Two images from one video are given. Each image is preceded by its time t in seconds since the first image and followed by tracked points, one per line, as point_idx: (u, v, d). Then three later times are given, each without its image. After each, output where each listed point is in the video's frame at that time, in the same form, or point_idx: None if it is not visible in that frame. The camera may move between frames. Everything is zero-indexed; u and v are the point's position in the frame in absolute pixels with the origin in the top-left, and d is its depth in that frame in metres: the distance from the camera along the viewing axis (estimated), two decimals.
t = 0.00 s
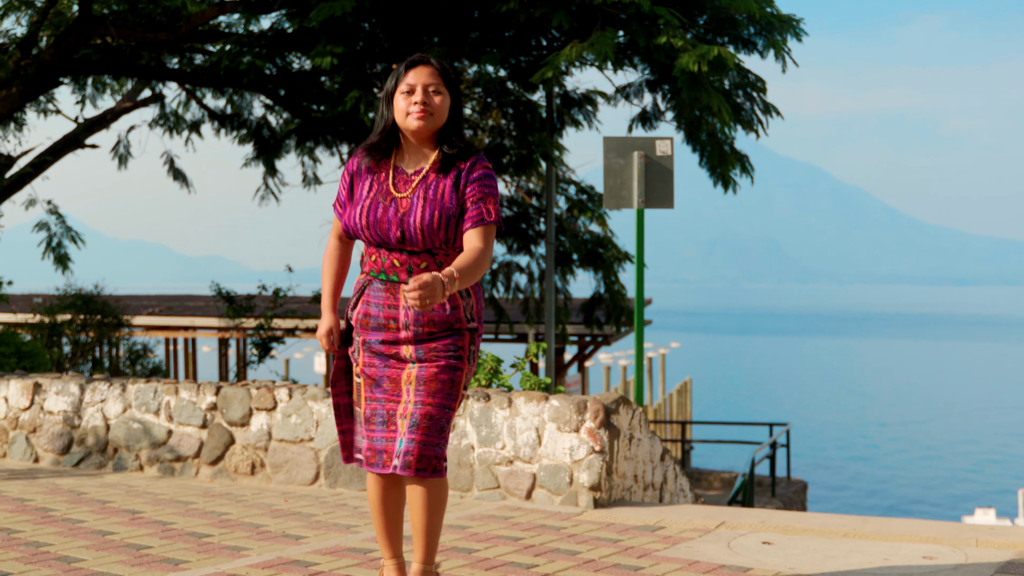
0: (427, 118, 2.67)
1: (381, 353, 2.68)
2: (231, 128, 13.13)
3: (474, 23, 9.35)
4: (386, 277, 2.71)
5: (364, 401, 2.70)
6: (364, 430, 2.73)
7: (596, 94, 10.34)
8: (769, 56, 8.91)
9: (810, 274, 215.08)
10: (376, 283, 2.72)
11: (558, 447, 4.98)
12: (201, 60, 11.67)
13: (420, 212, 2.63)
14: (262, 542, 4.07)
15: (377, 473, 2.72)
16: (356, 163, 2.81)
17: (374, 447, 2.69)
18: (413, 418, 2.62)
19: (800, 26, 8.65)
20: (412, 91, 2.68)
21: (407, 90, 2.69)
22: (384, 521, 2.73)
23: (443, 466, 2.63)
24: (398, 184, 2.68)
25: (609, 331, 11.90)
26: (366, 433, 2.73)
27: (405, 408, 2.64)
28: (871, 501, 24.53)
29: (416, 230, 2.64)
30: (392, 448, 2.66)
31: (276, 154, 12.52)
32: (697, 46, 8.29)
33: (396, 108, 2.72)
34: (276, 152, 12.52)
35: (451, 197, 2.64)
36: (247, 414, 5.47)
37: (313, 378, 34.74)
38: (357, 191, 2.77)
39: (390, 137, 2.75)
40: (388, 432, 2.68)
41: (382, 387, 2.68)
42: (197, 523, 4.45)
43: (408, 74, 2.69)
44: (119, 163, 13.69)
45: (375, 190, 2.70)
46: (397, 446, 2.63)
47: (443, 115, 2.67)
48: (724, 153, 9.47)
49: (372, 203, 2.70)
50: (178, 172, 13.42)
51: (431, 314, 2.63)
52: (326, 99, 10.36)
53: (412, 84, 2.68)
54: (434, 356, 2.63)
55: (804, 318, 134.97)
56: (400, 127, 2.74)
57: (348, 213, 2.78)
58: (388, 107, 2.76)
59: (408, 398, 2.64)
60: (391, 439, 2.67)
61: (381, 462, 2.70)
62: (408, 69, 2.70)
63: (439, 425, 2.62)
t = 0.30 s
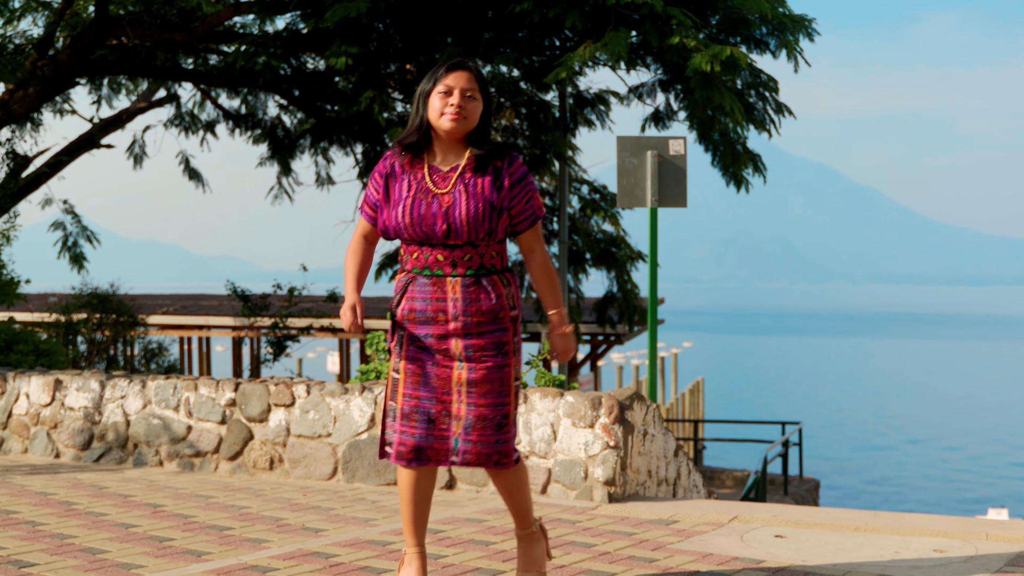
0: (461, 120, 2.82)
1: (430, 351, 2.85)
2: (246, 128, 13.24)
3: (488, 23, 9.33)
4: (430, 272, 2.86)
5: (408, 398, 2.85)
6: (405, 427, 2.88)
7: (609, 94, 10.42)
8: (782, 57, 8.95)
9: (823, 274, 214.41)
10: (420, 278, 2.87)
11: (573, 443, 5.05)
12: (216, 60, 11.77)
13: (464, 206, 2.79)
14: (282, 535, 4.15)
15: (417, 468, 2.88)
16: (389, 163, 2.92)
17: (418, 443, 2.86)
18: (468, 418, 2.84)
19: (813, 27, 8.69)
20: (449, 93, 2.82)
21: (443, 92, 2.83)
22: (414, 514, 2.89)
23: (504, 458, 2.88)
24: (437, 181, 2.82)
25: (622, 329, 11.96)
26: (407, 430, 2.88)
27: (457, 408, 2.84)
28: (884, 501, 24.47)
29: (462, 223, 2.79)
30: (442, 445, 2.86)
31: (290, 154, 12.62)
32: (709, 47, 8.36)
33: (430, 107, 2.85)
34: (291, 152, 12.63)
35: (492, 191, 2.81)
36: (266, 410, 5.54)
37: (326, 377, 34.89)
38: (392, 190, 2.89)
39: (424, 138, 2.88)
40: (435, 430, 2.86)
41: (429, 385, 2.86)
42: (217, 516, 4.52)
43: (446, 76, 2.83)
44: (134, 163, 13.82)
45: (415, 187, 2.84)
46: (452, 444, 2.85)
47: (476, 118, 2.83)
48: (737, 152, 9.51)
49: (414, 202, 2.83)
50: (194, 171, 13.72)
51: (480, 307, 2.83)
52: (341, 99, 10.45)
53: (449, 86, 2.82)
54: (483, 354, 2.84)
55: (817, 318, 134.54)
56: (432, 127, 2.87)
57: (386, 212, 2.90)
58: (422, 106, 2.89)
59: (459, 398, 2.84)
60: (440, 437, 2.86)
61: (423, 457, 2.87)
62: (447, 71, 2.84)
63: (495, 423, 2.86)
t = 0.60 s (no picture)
0: (521, 142, 3.03)
1: (513, 348, 2.98)
2: (264, 129, 13.36)
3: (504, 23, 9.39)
4: (510, 289, 3.01)
5: (495, 392, 2.95)
6: (494, 420, 2.97)
7: (625, 93, 10.41)
8: (798, 57, 9.00)
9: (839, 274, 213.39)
10: (501, 296, 3.01)
11: (590, 439, 5.17)
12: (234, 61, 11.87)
13: (544, 223, 3.01)
14: (305, 529, 4.24)
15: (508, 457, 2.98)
16: (451, 188, 3.02)
17: (510, 432, 2.95)
18: (546, 404, 3.00)
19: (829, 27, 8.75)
20: (507, 117, 3.03)
21: (501, 116, 3.03)
22: (474, 502, 3.00)
23: (566, 442, 3.06)
24: (511, 204, 3.00)
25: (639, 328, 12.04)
26: (497, 422, 2.96)
27: (539, 396, 2.98)
28: (900, 501, 24.41)
29: (544, 238, 3.00)
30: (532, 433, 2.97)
31: (308, 154, 12.72)
32: (725, 46, 8.38)
33: (490, 132, 3.04)
34: (308, 152, 12.73)
35: (563, 208, 3.08)
36: (287, 407, 5.61)
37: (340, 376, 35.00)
38: (463, 215, 3.01)
39: (485, 161, 3.07)
40: (522, 418, 2.96)
41: (512, 378, 2.96)
42: (240, 511, 4.59)
43: (502, 101, 3.04)
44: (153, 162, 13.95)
45: (490, 211, 2.99)
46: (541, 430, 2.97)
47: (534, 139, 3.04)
48: (752, 152, 9.54)
49: (494, 225, 2.99)
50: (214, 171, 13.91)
51: (562, 310, 3.02)
52: (359, 100, 10.54)
53: (507, 111, 3.04)
54: (560, 349, 3.02)
55: (833, 317, 133.90)
56: (494, 153, 3.07)
57: (460, 237, 3.01)
58: (479, 131, 3.08)
59: (540, 388, 2.98)
60: (525, 424, 2.97)
61: (510, 446, 2.96)
62: (503, 97, 3.05)
63: (564, 407, 3.03)
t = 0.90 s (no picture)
0: (531, 123, 3.27)
1: (530, 341, 3.18)
2: (267, 130, 13.46)
3: (505, 25, 9.50)
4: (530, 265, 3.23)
5: (514, 390, 3.17)
6: (511, 415, 3.20)
7: (626, 95, 10.52)
8: (797, 59, 9.11)
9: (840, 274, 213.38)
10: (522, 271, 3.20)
11: (591, 435, 5.30)
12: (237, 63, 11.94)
13: (563, 196, 3.29)
14: (311, 523, 4.34)
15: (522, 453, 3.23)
16: (475, 166, 3.25)
17: (527, 429, 3.20)
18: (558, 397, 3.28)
19: (828, 30, 8.87)
20: (517, 101, 3.26)
21: (511, 99, 3.27)
22: (507, 499, 3.27)
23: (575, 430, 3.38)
24: (533, 178, 3.27)
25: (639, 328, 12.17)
26: (515, 419, 3.20)
27: (552, 390, 3.25)
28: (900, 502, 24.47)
29: (563, 209, 3.27)
30: (545, 426, 3.24)
31: (311, 155, 12.81)
32: (725, 48, 8.44)
33: (502, 115, 3.28)
34: (311, 152, 12.82)
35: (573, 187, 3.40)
36: (292, 404, 5.69)
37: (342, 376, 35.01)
38: (489, 189, 3.23)
39: (500, 142, 3.32)
40: (536, 415, 3.21)
41: (530, 373, 3.19)
42: (247, 505, 4.68)
43: (512, 85, 3.27)
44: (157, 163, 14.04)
45: (515, 184, 3.24)
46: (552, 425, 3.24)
47: (541, 120, 3.28)
48: (752, 152, 9.63)
49: (520, 197, 3.22)
50: (217, 171, 14.02)
51: (573, 299, 3.27)
52: (361, 101, 10.63)
53: (516, 94, 3.27)
54: (571, 338, 3.28)
55: (834, 318, 133.86)
56: (507, 135, 3.32)
57: (488, 209, 3.22)
58: (491, 116, 3.33)
59: (553, 381, 3.25)
60: (539, 419, 3.23)
61: (528, 442, 3.21)
62: (511, 81, 3.28)
63: (571, 400, 3.34)
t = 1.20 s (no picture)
0: (531, 149, 3.43)
1: (520, 346, 3.36)
2: (259, 129, 13.51)
3: (497, 26, 9.62)
4: (519, 284, 3.39)
5: (507, 386, 3.32)
6: (506, 411, 3.34)
7: (617, 95, 10.62)
8: (787, 60, 9.26)
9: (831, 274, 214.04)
10: (509, 289, 3.38)
11: (582, 430, 5.39)
12: (230, 63, 11.98)
13: (557, 229, 3.43)
14: (310, 516, 4.43)
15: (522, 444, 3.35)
16: (475, 194, 3.42)
17: (523, 422, 3.32)
18: (556, 396, 3.39)
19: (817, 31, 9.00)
20: (515, 129, 3.43)
21: (510, 128, 3.44)
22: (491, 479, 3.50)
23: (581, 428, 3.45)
24: (529, 209, 3.42)
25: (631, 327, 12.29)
26: (512, 413, 3.33)
27: (548, 389, 3.37)
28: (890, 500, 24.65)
29: (556, 241, 3.41)
30: (542, 421, 3.35)
31: (305, 154, 12.88)
32: (715, 50, 8.55)
33: (502, 144, 3.45)
34: (305, 152, 12.89)
35: (572, 216, 3.53)
36: (289, 401, 5.77)
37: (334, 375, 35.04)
38: (485, 217, 3.40)
39: (502, 170, 3.47)
40: (534, 409, 3.34)
41: (522, 373, 3.34)
42: (247, 499, 4.77)
43: (510, 115, 3.44)
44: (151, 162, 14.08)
45: (510, 215, 3.40)
46: (548, 420, 3.35)
47: (541, 145, 3.44)
48: (742, 152, 9.75)
49: (513, 227, 3.39)
50: (210, 170, 14.07)
51: (563, 307, 3.40)
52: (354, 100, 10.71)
53: (514, 123, 3.44)
54: (564, 343, 3.40)
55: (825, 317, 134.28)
56: (509, 162, 3.47)
57: (481, 237, 3.39)
58: (492, 145, 3.49)
59: (548, 381, 3.37)
60: (537, 415, 3.35)
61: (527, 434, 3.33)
62: (510, 110, 3.45)
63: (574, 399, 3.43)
